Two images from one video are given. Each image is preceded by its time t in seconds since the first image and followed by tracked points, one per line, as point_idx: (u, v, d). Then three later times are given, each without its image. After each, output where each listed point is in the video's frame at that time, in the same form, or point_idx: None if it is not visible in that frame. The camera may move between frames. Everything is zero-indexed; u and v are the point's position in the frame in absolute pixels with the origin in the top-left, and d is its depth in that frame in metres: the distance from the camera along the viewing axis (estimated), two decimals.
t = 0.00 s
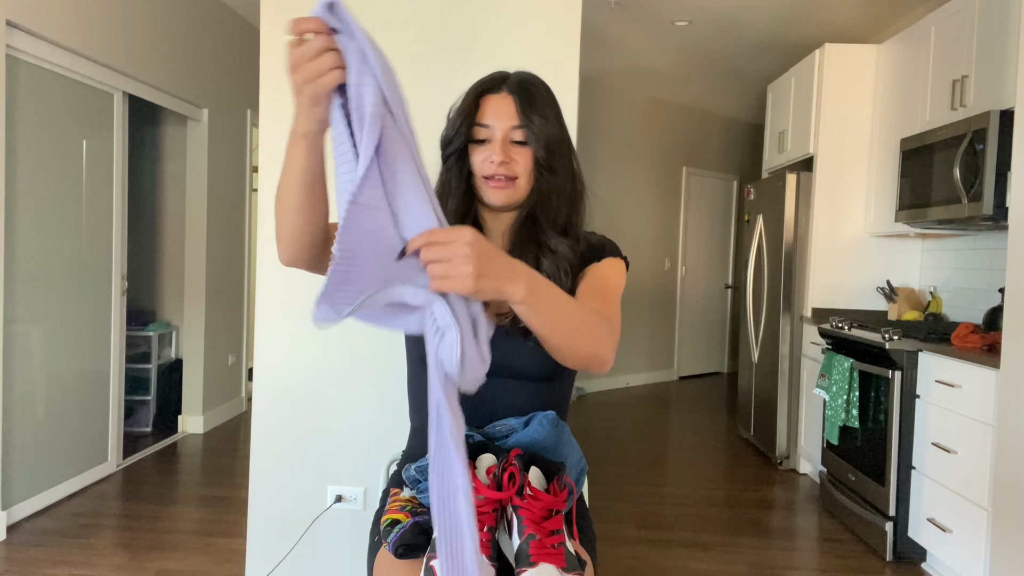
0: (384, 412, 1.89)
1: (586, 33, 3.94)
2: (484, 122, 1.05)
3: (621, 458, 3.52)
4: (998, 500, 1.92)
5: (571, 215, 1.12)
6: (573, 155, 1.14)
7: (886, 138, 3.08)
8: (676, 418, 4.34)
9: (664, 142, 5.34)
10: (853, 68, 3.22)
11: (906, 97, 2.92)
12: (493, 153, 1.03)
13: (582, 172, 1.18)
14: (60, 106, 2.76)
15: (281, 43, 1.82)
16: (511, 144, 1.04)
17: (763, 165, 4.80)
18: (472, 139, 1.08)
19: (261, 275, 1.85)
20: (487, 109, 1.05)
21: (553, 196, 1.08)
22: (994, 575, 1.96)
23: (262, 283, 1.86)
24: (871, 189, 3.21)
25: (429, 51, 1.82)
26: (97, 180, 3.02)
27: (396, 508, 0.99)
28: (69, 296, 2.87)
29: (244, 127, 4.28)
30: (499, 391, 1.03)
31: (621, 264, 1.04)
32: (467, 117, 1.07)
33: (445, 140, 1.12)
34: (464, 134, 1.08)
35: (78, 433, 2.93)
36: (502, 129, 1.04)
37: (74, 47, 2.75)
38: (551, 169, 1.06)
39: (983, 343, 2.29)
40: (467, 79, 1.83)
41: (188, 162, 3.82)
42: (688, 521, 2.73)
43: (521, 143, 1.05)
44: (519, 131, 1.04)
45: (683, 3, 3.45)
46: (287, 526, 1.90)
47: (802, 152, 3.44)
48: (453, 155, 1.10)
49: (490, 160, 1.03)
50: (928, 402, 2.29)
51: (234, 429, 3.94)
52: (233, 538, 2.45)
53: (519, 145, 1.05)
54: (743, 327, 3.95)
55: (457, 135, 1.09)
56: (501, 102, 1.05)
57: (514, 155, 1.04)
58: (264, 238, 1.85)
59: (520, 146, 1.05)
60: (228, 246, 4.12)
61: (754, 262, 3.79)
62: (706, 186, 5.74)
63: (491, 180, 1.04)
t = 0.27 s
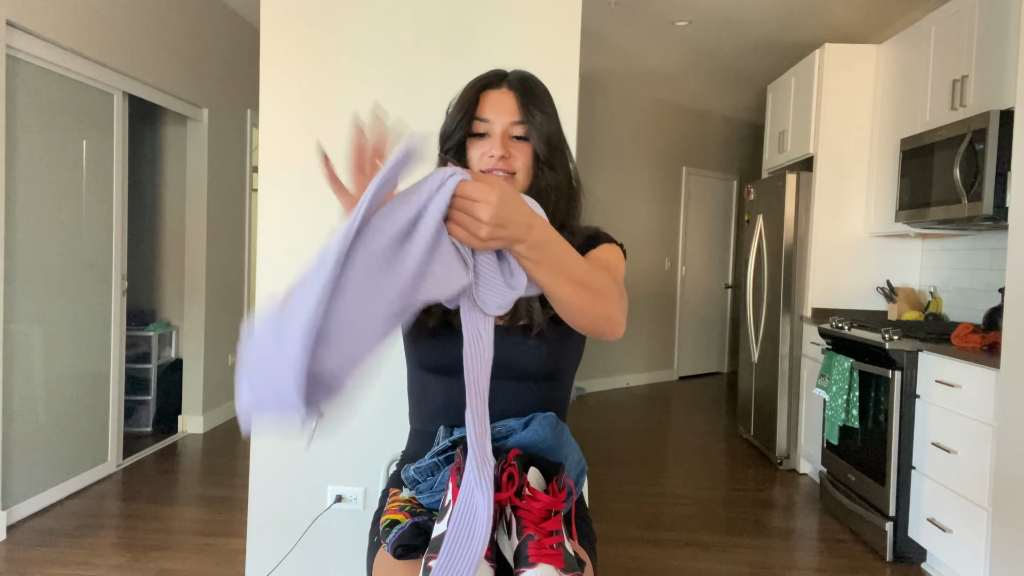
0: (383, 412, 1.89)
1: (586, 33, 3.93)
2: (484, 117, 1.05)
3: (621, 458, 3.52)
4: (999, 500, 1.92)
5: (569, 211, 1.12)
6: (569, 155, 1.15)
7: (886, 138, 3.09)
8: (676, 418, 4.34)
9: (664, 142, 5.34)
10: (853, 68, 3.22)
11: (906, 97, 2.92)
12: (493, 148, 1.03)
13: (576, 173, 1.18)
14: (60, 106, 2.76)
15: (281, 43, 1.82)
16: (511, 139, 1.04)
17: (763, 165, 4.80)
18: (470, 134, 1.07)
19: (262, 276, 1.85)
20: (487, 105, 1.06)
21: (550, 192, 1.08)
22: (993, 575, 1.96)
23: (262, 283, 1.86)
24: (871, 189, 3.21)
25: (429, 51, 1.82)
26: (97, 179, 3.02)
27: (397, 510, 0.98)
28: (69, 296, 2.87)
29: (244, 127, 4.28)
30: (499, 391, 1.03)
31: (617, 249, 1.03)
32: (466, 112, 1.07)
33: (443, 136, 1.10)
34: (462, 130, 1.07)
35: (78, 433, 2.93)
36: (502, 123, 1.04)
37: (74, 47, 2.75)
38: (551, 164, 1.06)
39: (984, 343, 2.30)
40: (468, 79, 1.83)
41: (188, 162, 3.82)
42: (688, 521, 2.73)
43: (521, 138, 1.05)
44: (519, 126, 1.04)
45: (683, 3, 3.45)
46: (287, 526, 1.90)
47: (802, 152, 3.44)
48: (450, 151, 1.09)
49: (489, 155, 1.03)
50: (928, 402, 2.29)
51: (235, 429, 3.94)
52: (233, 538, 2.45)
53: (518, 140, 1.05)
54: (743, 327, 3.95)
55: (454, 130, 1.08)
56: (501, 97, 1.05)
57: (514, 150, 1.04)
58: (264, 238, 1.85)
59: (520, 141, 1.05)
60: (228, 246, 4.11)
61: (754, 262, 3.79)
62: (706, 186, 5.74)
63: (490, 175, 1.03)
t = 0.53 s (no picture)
0: (383, 412, 1.89)
1: (586, 33, 3.93)
2: (474, 115, 1.04)
3: (621, 458, 3.51)
4: (999, 500, 1.92)
5: (561, 207, 1.11)
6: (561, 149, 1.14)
7: (886, 138, 3.08)
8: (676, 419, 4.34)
9: (664, 142, 5.34)
10: (853, 68, 3.22)
11: (906, 97, 2.92)
12: (487, 146, 1.03)
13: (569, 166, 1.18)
14: (60, 106, 2.76)
15: (281, 43, 1.82)
16: (504, 136, 1.04)
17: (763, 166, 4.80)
18: (462, 131, 1.06)
19: (261, 276, 1.85)
20: (479, 102, 1.04)
21: (544, 189, 1.08)
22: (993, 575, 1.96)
23: (261, 283, 1.86)
24: (871, 189, 3.20)
25: (428, 51, 1.82)
26: (97, 180, 3.02)
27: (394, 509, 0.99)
28: (70, 296, 2.87)
29: (244, 127, 4.28)
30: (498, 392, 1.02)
31: (612, 239, 1.03)
32: (456, 110, 1.05)
33: (433, 134, 1.09)
34: (453, 128, 1.06)
35: (78, 433, 2.93)
36: (495, 121, 1.03)
37: (74, 47, 2.75)
38: (543, 161, 1.06)
39: (984, 343, 2.29)
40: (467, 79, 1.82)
41: (188, 162, 3.82)
42: (688, 521, 2.73)
43: (513, 135, 1.05)
44: (512, 123, 1.04)
45: (683, 3, 3.45)
46: (287, 526, 1.90)
47: (802, 152, 3.44)
48: (442, 149, 1.08)
49: (482, 154, 1.03)
50: (928, 402, 2.28)
51: (235, 429, 3.94)
52: (233, 538, 2.45)
53: (511, 138, 1.04)
54: (743, 327, 3.95)
55: (445, 128, 1.07)
56: (492, 94, 1.04)
57: (507, 148, 1.04)
58: (264, 238, 1.85)
59: (513, 138, 1.04)
60: (228, 246, 4.11)
61: (754, 262, 3.79)
62: (706, 186, 5.74)
63: (484, 175, 1.04)
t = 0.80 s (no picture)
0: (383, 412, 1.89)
1: (586, 33, 3.93)
2: (470, 115, 1.05)
3: (621, 458, 3.51)
4: (999, 500, 1.92)
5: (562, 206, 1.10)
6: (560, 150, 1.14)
7: (886, 138, 3.09)
8: (676, 419, 4.34)
9: (664, 142, 5.34)
10: (853, 68, 3.22)
11: (906, 97, 2.92)
12: (483, 146, 1.02)
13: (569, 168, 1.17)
14: (60, 106, 2.76)
15: (280, 43, 1.82)
16: (500, 137, 1.04)
17: (763, 165, 4.80)
18: (459, 133, 1.06)
19: (262, 276, 1.86)
20: (474, 103, 1.04)
21: (543, 188, 1.07)
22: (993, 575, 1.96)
23: (262, 283, 1.86)
24: (871, 189, 3.21)
25: (428, 51, 1.82)
26: (96, 179, 3.02)
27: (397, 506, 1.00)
28: (70, 296, 2.87)
29: (244, 127, 4.28)
30: (498, 393, 1.01)
31: (615, 248, 1.04)
32: (453, 112, 1.06)
33: (430, 136, 1.10)
34: (450, 130, 1.07)
35: (78, 433, 2.93)
36: (490, 121, 1.03)
37: (73, 47, 2.75)
38: (541, 160, 1.06)
39: (984, 343, 2.30)
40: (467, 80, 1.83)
41: (188, 162, 3.82)
42: (689, 521, 2.73)
43: (510, 135, 1.04)
44: (508, 122, 1.03)
45: (683, 3, 3.45)
46: (287, 526, 1.90)
47: (802, 152, 3.44)
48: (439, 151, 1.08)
49: (479, 154, 1.02)
50: (928, 402, 2.28)
51: (235, 429, 3.94)
52: (233, 539, 2.45)
53: (507, 138, 1.04)
54: (743, 327, 3.95)
55: (442, 130, 1.08)
56: (487, 94, 1.04)
57: (504, 147, 1.04)
58: (264, 238, 1.85)
59: (510, 138, 1.04)
60: (228, 246, 4.11)
61: (753, 262, 3.79)
62: (706, 186, 5.74)
63: (481, 173, 1.03)
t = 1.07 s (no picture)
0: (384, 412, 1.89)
1: (586, 33, 3.93)
2: (474, 118, 1.05)
3: (621, 458, 3.51)
4: (998, 500, 1.93)
5: (565, 209, 1.10)
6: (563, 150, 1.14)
7: (886, 138, 3.09)
8: (676, 419, 4.34)
9: (664, 141, 5.34)
10: (853, 68, 3.22)
11: (906, 97, 2.92)
12: (486, 150, 1.03)
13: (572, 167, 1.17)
14: (60, 106, 2.76)
15: (281, 43, 1.82)
16: (503, 139, 1.04)
17: (763, 165, 4.80)
18: (463, 135, 1.07)
19: (262, 276, 1.86)
20: (478, 105, 1.05)
21: (546, 190, 1.07)
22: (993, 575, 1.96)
23: (262, 283, 1.86)
24: (871, 189, 3.21)
25: (428, 51, 1.82)
26: (97, 179, 3.02)
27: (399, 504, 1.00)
28: (70, 296, 2.86)
29: (244, 127, 4.27)
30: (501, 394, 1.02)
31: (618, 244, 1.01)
32: (456, 113, 1.06)
33: (434, 137, 1.11)
34: (454, 132, 1.07)
35: (78, 433, 2.93)
36: (493, 124, 1.04)
37: (73, 47, 2.74)
38: (544, 162, 1.06)
39: (984, 343, 2.30)
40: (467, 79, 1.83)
41: (188, 162, 3.82)
42: (689, 521, 2.73)
43: (513, 137, 1.05)
44: (510, 125, 1.04)
45: (683, 3, 3.45)
46: (287, 526, 1.90)
47: (802, 152, 3.44)
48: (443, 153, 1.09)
49: (481, 157, 1.03)
50: (928, 402, 2.29)
51: (235, 429, 3.94)
52: (233, 539, 2.44)
53: (510, 140, 1.05)
54: (743, 327, 3.95)
55: (445, 132, 1.09)
56: (490, 96, 1.04)
57: (506, 150, 1.04)
58: (265, 238, 1.85)
59: (512, 140, 1.05)
60: (228, 246, 4.11)
61: (754, 262, 3.79)
62: (706, 186, 5.74)
63: (484, 176, 1.04)
